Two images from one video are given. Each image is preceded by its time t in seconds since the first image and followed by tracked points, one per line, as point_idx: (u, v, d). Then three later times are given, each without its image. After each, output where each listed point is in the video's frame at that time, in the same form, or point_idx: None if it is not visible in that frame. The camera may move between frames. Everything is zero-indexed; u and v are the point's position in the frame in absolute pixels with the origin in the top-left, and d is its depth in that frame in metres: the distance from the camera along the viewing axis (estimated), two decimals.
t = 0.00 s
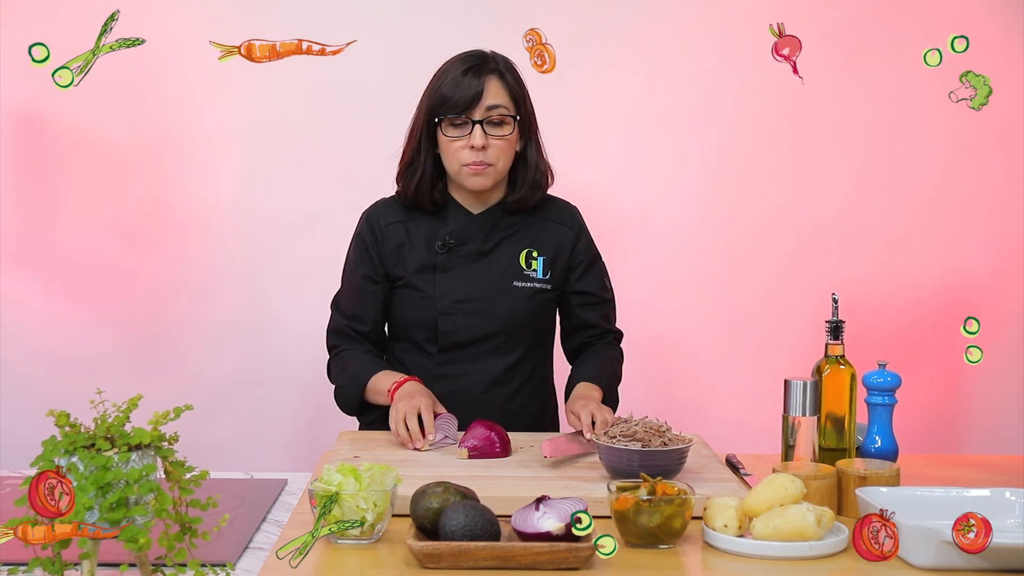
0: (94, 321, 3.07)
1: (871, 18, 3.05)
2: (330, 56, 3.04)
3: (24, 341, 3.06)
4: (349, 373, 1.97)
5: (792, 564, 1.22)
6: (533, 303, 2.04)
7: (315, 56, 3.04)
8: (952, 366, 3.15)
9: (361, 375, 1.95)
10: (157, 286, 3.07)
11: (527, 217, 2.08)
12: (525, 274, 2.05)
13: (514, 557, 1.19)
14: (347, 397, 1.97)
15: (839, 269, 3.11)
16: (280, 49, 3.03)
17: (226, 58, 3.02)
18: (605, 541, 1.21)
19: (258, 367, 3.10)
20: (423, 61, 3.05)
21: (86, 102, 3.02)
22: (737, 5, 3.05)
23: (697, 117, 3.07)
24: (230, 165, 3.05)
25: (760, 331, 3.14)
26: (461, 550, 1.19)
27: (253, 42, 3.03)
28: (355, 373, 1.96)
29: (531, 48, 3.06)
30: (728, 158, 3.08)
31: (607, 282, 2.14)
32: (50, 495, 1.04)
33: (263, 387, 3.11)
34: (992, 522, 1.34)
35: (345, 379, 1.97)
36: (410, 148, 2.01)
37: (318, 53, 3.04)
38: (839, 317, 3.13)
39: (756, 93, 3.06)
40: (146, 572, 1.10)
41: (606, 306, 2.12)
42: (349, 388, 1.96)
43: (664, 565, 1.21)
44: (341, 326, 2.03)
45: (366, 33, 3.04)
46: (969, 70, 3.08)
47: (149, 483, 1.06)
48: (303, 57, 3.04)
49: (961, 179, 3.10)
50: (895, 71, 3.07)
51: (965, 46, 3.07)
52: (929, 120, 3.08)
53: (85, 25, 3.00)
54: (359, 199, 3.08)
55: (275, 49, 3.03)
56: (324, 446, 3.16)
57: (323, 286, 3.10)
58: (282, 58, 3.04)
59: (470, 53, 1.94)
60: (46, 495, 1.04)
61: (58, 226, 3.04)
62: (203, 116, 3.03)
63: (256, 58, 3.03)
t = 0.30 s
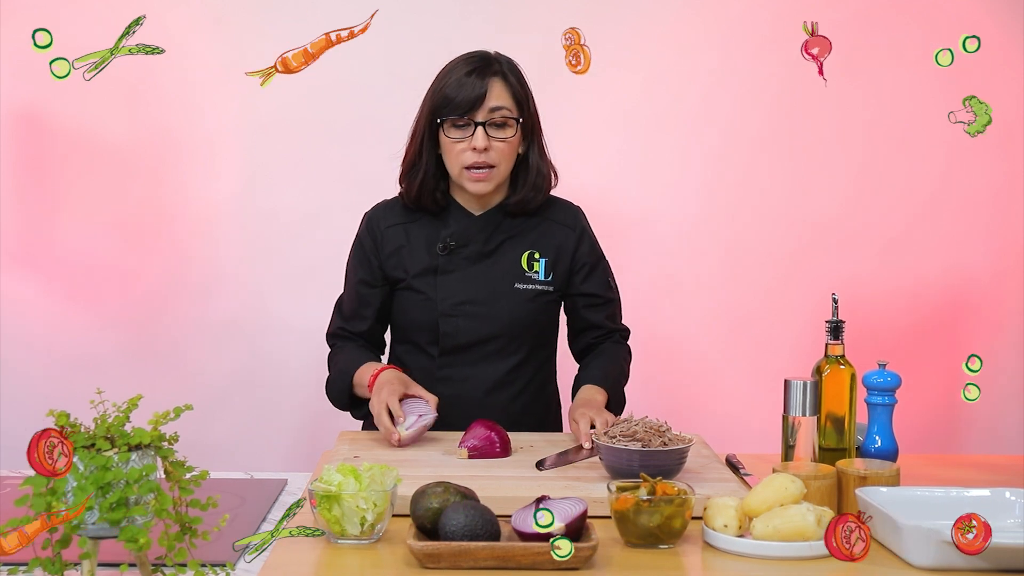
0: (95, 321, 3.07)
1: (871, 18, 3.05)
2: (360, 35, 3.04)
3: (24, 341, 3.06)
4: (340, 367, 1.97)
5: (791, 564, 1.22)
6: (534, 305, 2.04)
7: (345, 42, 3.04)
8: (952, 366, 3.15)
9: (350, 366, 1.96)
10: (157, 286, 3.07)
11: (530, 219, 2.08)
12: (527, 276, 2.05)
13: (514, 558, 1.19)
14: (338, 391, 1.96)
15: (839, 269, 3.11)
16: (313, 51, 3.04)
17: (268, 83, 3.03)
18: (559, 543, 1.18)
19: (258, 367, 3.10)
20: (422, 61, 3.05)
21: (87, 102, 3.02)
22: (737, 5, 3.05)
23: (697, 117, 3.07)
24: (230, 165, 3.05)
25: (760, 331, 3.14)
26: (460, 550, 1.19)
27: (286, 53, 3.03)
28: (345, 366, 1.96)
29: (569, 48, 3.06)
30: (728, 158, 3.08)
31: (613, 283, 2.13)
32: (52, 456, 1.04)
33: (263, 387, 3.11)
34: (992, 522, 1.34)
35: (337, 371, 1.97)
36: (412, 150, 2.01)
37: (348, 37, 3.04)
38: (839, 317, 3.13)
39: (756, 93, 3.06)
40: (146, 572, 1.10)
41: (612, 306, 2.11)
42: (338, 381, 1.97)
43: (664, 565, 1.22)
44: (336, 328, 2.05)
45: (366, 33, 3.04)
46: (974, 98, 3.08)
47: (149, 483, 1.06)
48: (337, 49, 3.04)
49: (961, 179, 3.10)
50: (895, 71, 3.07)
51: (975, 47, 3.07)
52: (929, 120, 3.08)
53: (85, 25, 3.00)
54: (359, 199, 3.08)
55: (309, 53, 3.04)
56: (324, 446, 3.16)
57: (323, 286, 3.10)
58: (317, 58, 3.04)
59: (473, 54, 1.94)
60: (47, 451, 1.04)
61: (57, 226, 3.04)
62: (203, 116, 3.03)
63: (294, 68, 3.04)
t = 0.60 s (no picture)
0: (95, 321, 3.07)
1: (871, 18, 3.05)
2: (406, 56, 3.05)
3: (24, 341, 3.06)
4: (355, 371, 1.93)
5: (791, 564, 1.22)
6: (528, 310, 2.03)
7: (390, 55, 3.05)
8: (952, 367, 3.16)
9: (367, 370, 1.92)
10: (157, 286, 3.07)
11: (520, 219, 2.06)
12: (519, 281, 2.03)
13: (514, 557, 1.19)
14: (355, 399, 1.93)
15: (839, 269, 3.11)
16: (355, 49, 3.04)
17: (303, 58, 3.04)
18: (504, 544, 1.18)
19: (259, 367, 3.10)
20: (423, 61, 3.05)
21: (87, 102, 3.02)
22: (737, 5, 3.05)
23: (697, 117, 3.07)
24: (231, 165, 3.05)
25: (760, 331, 3.14)
26: (460, 549, 1.19)
27: (330, 41, 3.04)
28: (361, 371, 1.92)
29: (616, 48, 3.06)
30: (728, 158, 3.08)
31: (604, 274, 2.07)
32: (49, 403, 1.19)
33: (263, 387, 3.11)
34: (992, 522, 1.34)
35: (353, 377, 1.93)
36: (403, 152, 2.00)
37: (394, 52, 3.05)
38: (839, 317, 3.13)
39: (756, 93, 3.06)
40: (145, 572, 1.10)
41: (614, 297, 2.06)
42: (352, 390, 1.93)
43: (664, 565, 1.22)
44: (341, 333, 2.01)
45: (367, 33, 3.04)
46: (977, 133, 3.09)
47: (149, 483, 1.06)
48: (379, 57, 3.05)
49: (961, 179, 3.10)
50: (895, 70, 3.07)
51: (985, 47, 3.07)
52: (929, 120, 3.08)
53: (85, 25, 3.00)
54: (359, 199, 3.08)
55: (350, 50, 3.04)
56: (324, 447, 3.16)
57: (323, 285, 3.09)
58: (358, 58, 3.05)
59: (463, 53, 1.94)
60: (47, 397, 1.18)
61: (58, 226, 3.04)
62: (203, 116, 3.03)
63: (333, 58, 3.04)
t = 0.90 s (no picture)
0: (96, 322, 3.06)
1: (871, 18, 3.06)
2: (439, 37, 3.06)
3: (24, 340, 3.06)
4: (342, 383, 1.92)
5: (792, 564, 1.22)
6: (515, 325, 2.03)
7: (423, 43, 3.05)
8: (952, 367, 3.16)
9: (354, 379, 1.91)
10: (157, 286, 3.07)
11: (508, 230, 2.05)
12: (506, 296, 2.03)
13: (514, 558, 1.19)
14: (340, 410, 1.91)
15: (839, 269, 3.11)
16: (391, 51, 3.05)
17: (345, 81, 3.04)
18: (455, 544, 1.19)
19: (259, 367, 3.10)
20: (423, 62, 3.06)
21: (87, 102, 3.02)
22: (737, 5, 3.05)
23: (697, 117, 3.07)
24: (230, 165, 3.04)
25: (760, 331, 3.14)
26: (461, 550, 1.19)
27: (364, 53, 3.05)
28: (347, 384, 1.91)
29: (651, 45, 3.06)
30: (728, 158, 3.08)
31: (590, 254, 2.02)
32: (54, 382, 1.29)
33: (263, 387, 3.11)
34: (992, 522, 1.34)
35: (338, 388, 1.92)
36: (390, 164, 2.00)
37: (426, 38, 3.06)
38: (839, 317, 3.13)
39: (756, 93, 3.06)
40: (145, 572, 1.10)
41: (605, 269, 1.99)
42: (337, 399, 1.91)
43: (664, 565, 1.22)
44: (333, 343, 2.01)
45: (367, 33, 3.04)
46: (981, 172, 3.09)
47: (149, 483, 1.06)
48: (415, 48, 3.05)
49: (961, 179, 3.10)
50: (895, 70, 3.07)
51: (989, 47, 3.07)
52: (929, 120, 3.08)
53: (85, 25, 3.00)
54: (359, 199, 3.08)
55: (387, 53, 3.05)
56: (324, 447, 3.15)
57: (323, 285, 3.09)
58: (395, 58, 3.05)
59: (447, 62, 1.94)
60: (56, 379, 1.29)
61: (57, 226, 3.04)
62: (203, 116, 3.03)
63: (372, 68, 3.05)
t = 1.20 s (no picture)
0: (97, 321, 3.06)
1: (871, 18, 3.06)
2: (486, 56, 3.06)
3: (24, 341, 3.06)
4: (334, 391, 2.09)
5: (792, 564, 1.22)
6: (487, 364, 1.96)
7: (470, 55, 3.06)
8: (952, 367, 3.16)
9: (344, 392, 2.06)
10: (157, 286, 3.07)
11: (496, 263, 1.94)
12: (481, 335, 1.95)
13: (514, 558, 1.19)
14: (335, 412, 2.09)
15: (839, 269, 3.11)
16: (436, 49, 3.06)
17: (383, 59, 3.05)
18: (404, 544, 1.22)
19: (259, 367, 3.11)
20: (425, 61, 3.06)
21: (87, 102, 3.02)
22: (737, 5, 3.05)
23: (697, 117, 3.07)
24: (231, 165, 3.04)
25: (760, 331, 3.14)
26: (461, 550, 1.19)
27: (409, 41, 3.05)
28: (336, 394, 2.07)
29: (695, 45, 3.06)
30: (728, 158, 3.08)
31: (542, 287, 1.81)
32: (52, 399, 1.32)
33: (264, 387, 3.11)
34: (991, 522, 1.34)
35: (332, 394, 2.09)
36: (386, 189, 1.92)
37: (473, 53, 3.06)
38: (839, 317, 3.13)
39: (756, 93, 3.06)
40: (145, 572, 1.10)
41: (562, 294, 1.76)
42: (334, 395, 2.07)
43: (664, 565, 1.22)
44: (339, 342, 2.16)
45: (367, 33, 3.04)
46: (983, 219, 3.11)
47: (149, 483, 1.06)
48: (459, 57, 3.06)
49: (961, 179, 3.10)
50: (895, 70, 3.07)
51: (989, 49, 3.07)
52: (929, 119, 3.08)
53: (84, 25, 3.00)
54: (359, 199, 3.07)
55: (431, 49, 3.06)
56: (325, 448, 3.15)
57: (323, 285, 3.09)
58: (438, 58, 3.06)
59: (448, 86, 1.82)
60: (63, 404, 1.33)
61: (57, 226, 3.04)
62: (203, 116, 3.03)
63: (413, 58, 3.05)
